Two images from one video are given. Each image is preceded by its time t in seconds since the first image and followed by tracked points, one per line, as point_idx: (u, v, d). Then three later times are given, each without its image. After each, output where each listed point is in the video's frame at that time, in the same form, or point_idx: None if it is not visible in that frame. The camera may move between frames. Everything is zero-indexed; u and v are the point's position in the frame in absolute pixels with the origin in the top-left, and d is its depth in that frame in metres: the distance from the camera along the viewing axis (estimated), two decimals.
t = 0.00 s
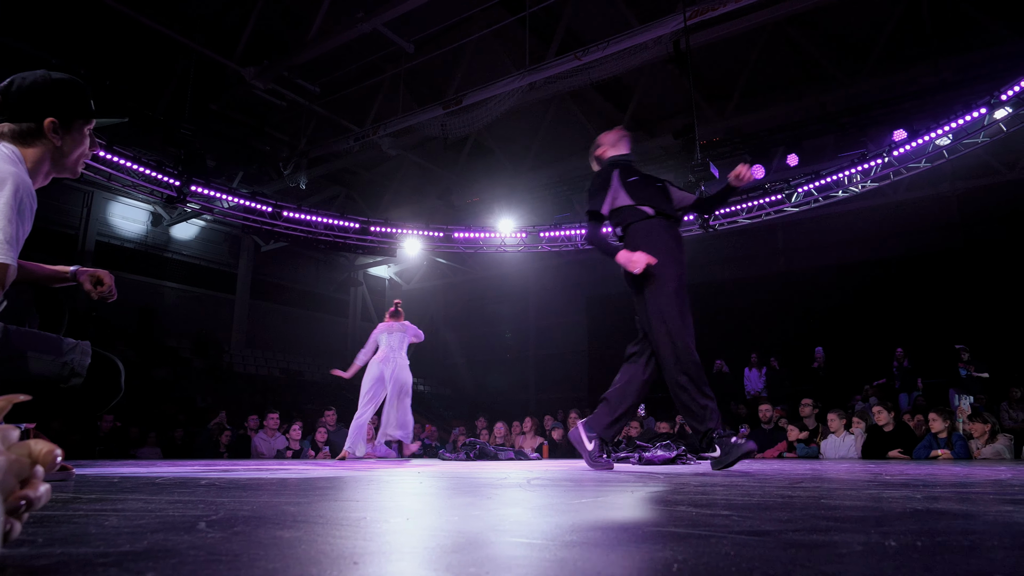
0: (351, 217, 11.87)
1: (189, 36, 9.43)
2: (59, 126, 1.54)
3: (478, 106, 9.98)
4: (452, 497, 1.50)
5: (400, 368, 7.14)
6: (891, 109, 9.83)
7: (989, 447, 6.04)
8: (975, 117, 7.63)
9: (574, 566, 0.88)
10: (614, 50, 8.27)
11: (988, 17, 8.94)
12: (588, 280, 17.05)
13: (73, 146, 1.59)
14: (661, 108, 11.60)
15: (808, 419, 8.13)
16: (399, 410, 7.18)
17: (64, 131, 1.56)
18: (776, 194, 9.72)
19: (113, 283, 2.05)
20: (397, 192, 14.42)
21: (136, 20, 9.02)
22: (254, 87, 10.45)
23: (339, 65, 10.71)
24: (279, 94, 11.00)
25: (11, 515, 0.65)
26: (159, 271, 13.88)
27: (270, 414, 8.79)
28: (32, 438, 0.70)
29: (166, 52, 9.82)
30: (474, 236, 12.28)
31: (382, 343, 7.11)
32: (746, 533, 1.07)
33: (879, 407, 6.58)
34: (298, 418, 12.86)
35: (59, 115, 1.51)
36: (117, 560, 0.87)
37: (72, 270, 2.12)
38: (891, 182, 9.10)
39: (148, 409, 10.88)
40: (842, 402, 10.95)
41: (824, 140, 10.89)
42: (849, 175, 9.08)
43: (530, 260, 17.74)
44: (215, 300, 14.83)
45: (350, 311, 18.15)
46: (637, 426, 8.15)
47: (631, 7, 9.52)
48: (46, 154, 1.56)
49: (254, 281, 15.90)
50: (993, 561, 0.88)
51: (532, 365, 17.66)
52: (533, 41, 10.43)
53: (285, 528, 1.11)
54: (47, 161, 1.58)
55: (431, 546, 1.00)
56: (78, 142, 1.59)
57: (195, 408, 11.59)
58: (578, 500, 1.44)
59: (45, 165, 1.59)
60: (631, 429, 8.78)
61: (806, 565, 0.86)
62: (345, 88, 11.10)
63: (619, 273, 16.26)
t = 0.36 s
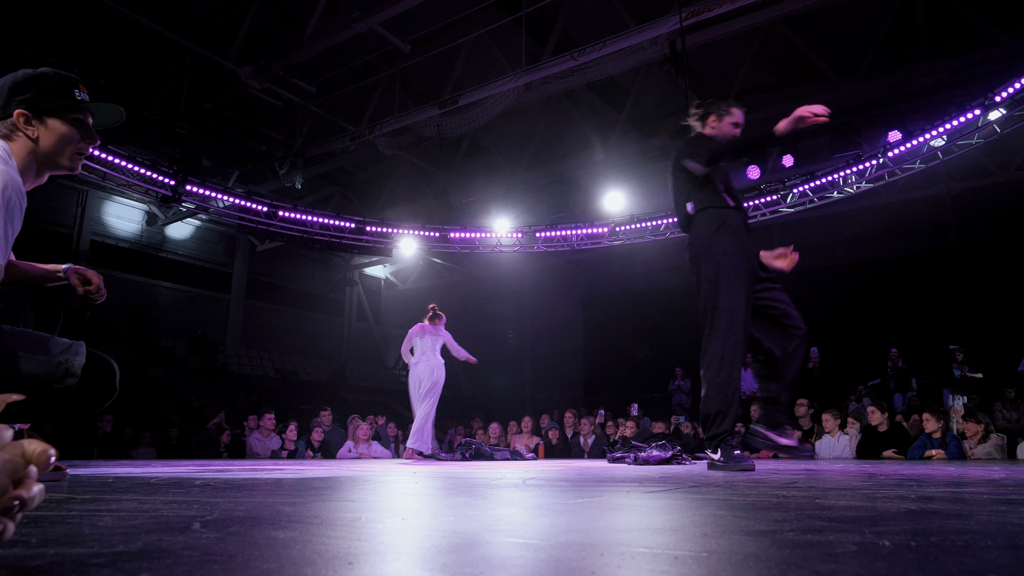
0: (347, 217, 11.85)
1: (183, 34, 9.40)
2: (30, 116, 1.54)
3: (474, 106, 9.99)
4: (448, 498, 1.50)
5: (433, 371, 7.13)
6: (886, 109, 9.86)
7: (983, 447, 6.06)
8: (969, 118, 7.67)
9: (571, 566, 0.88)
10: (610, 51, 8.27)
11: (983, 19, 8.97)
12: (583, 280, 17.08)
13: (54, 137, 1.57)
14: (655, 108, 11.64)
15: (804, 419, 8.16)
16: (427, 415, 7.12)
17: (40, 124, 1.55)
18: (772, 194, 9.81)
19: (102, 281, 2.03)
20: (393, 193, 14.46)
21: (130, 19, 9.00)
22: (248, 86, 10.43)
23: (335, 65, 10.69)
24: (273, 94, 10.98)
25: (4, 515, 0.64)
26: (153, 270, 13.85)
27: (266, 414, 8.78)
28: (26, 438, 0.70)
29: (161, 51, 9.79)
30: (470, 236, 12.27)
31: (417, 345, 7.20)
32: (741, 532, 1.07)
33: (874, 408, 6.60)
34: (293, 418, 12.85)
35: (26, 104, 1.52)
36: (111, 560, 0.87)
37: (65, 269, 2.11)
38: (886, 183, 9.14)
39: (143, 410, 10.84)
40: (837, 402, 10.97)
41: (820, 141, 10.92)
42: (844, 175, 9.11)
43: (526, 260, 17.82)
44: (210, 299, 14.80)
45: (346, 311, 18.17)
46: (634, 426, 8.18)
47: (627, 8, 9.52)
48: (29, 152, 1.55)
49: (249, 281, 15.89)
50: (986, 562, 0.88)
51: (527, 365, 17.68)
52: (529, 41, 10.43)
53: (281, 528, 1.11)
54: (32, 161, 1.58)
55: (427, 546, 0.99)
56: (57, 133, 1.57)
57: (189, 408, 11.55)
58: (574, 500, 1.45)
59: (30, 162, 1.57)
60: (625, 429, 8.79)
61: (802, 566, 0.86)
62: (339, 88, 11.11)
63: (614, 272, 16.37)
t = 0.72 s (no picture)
0: (336, 216, 11.79)
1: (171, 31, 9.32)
2: (7, 110, 1.53)
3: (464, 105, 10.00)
4: (436, 498, 1.50)
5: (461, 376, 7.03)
6: (874, 113, 9.95)
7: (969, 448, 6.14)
8: (954, 122, 7.78)
9: (558, 566, 0.89)
10: (600, 52, 8.28)
11: (968, 24, 9.08)
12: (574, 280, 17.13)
13: (33, 130, 1.56)
14: (644, 110, 11.70)
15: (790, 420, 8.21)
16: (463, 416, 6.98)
17: (18, 117, 1.55)
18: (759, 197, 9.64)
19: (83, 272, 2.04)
20: (383, 192, 14.43)
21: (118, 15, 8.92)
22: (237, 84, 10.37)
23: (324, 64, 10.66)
24: (262, 92, 10.92)
25: None
26: (140, 269, 13.73)
27: (253, 414, 8.73)
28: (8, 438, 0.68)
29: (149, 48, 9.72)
30: (459, 235, 12.23)
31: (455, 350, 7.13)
32: (727, 532, 1.08)
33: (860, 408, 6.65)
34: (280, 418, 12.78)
35: (3, 97, 1.50)
36: (95, 562, 0.86)
37: (46, 264, 2.09)
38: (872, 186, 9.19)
39: (130, 409, 10.73)
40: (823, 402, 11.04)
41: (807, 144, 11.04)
42: (831, 178, 9.13)
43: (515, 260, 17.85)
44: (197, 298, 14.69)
45: (334, 310, 18.11)
46: (622, 426, 8.21)
47: (617, 10, 9.56)
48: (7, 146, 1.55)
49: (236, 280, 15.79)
50: (966, 560, 0.89)
51: (517, 366, 17.69)
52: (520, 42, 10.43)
53: (268, 529, 1.10)
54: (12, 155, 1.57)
55: (415, 547, 0.99)
56: (35, 126, 1.56)
57: (176, 408, 11.43)
58: (562, 500, 1.45)
59: (10, 156, 1.56)
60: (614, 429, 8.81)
61: (788, 566, 0.86)
62: (328, 87, 11.08)
63: (603, 273, 16.43)
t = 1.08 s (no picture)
0: (311, 214, 11.64)
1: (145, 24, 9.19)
2: None
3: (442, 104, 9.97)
4: (410, 498, 1.49)
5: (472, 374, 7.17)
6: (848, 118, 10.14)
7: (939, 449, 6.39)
8: (923, 129, 7.96)
9: (533, 566, 0.89)
10: (577, 54, 8.32)
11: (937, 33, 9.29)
12: (551, 281, 17.14)
13: None
14: (621, 112, 11.79)
15: (762, 421, 8.33)
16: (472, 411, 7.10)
17: None
18: (734, 200, 9.78)
19: (49, 265, 2.05)
20: (359, 191, 14.33)
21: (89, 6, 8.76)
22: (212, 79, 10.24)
23: (300, 61, 10.59)
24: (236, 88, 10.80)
25: None
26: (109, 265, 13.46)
27: (224, 414, 8.59)
28: None
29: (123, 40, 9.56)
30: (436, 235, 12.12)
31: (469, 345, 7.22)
32: (698, 532, 1.09)
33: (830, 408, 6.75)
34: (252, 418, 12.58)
35: None
36: (57, 565, 0.84)
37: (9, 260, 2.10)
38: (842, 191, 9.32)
39: (97, 409, 10.51)
40: (796, 404, 11.19)
41: (782, 148, 11.24)
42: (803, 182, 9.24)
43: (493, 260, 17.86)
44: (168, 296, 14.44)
45: (308, 310, 17.92)
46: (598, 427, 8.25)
47: (595, 12, 9.62)
48: None
49: (208, 278, 15.55)
50: (928, 558, 0.91)
51: (494, 366, 17.64)
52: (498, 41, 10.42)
53: (237, 530, 1.09)
54: None
55: (392, 548, 0.99)
56: None
57: (145, 408, 11.21)
58: (536, 500, 1.45)
59: None
60: (589, 429, 8.84)
61: (757, 565, 0.87)
62: (305, 83, 11.00)
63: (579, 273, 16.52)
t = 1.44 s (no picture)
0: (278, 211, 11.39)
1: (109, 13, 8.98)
2: None
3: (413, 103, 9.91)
4: (376, 499, 1.49)
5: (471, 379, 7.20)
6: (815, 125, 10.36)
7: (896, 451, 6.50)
8: (884, 138, 8.17)
9: (497, 566, 0.89)
10: (549, 56, 8.36)
11: (899, 44, 9.55)
12: (520, 281, 17.19)
13: None
14: (593, 115, 11.87)
15: (725, 421, 8.47)
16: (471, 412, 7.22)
17: None
18: (702, 204, 9.91)
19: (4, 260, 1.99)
20: (329, 188, 14.20)
21: None
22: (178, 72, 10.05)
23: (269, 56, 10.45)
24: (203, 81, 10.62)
25: None
26: (66, 260, 13.14)
27: (186, 413, 8.40)
28: None
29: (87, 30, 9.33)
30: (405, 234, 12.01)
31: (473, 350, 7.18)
32: (661, 531, 1.10)
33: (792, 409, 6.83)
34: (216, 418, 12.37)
35: None
36: (6, 568, 0.82)
37: None
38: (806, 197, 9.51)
39: (50, 408, 10.27)
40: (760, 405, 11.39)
41: (748, 153, 11.24)
42: (769, 188, 9.41)
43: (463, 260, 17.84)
44: (129, 292, 14.13)
45: (274, 308, 17.66)
46: (566, 427, 8.32)
47: (567, 15, 9.66)
48: None
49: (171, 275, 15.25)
50: (882, 556, 0.93)
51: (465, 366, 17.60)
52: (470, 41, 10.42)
53: (196, 532, 1.07)
54: None
55: (358, 549, 0.98)
56: None
57: (104, 408, 10.94)
58: (502, 500, 1.46)
59: None
60: (557, 429, 8.89)
61: (717, 564, 0.88)
62: (273, 78, 10.86)
63: (549, 274, 16.57)
